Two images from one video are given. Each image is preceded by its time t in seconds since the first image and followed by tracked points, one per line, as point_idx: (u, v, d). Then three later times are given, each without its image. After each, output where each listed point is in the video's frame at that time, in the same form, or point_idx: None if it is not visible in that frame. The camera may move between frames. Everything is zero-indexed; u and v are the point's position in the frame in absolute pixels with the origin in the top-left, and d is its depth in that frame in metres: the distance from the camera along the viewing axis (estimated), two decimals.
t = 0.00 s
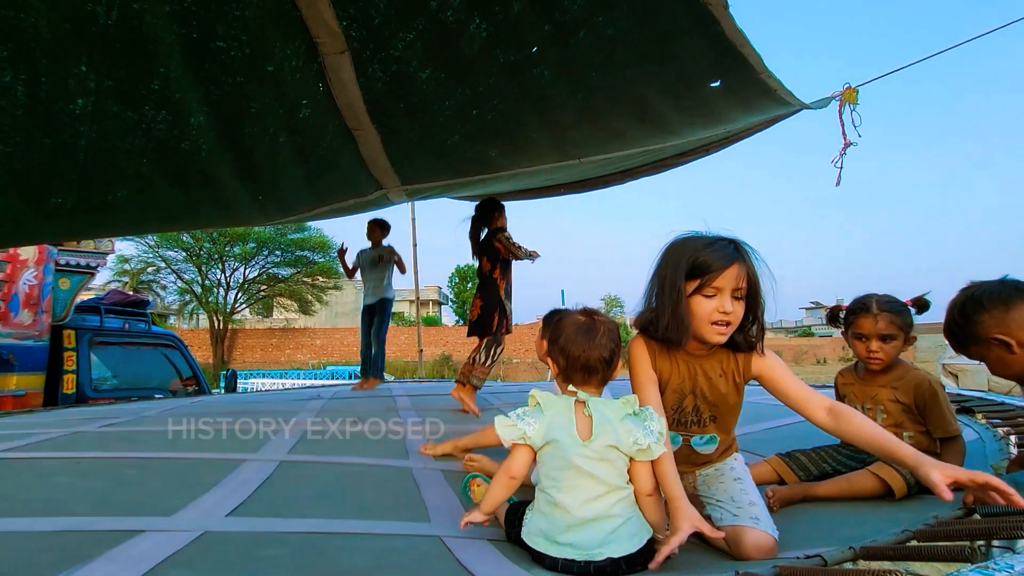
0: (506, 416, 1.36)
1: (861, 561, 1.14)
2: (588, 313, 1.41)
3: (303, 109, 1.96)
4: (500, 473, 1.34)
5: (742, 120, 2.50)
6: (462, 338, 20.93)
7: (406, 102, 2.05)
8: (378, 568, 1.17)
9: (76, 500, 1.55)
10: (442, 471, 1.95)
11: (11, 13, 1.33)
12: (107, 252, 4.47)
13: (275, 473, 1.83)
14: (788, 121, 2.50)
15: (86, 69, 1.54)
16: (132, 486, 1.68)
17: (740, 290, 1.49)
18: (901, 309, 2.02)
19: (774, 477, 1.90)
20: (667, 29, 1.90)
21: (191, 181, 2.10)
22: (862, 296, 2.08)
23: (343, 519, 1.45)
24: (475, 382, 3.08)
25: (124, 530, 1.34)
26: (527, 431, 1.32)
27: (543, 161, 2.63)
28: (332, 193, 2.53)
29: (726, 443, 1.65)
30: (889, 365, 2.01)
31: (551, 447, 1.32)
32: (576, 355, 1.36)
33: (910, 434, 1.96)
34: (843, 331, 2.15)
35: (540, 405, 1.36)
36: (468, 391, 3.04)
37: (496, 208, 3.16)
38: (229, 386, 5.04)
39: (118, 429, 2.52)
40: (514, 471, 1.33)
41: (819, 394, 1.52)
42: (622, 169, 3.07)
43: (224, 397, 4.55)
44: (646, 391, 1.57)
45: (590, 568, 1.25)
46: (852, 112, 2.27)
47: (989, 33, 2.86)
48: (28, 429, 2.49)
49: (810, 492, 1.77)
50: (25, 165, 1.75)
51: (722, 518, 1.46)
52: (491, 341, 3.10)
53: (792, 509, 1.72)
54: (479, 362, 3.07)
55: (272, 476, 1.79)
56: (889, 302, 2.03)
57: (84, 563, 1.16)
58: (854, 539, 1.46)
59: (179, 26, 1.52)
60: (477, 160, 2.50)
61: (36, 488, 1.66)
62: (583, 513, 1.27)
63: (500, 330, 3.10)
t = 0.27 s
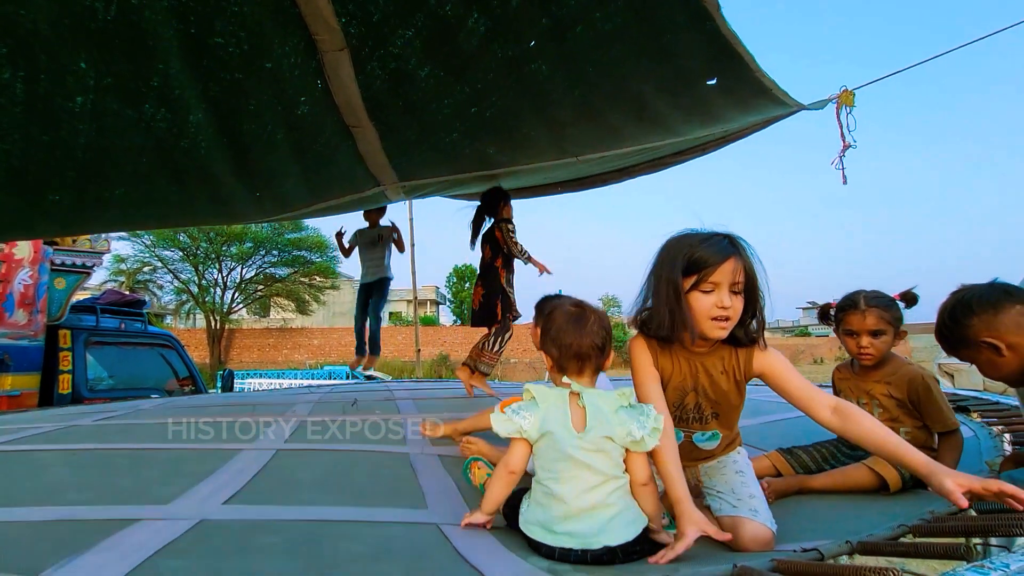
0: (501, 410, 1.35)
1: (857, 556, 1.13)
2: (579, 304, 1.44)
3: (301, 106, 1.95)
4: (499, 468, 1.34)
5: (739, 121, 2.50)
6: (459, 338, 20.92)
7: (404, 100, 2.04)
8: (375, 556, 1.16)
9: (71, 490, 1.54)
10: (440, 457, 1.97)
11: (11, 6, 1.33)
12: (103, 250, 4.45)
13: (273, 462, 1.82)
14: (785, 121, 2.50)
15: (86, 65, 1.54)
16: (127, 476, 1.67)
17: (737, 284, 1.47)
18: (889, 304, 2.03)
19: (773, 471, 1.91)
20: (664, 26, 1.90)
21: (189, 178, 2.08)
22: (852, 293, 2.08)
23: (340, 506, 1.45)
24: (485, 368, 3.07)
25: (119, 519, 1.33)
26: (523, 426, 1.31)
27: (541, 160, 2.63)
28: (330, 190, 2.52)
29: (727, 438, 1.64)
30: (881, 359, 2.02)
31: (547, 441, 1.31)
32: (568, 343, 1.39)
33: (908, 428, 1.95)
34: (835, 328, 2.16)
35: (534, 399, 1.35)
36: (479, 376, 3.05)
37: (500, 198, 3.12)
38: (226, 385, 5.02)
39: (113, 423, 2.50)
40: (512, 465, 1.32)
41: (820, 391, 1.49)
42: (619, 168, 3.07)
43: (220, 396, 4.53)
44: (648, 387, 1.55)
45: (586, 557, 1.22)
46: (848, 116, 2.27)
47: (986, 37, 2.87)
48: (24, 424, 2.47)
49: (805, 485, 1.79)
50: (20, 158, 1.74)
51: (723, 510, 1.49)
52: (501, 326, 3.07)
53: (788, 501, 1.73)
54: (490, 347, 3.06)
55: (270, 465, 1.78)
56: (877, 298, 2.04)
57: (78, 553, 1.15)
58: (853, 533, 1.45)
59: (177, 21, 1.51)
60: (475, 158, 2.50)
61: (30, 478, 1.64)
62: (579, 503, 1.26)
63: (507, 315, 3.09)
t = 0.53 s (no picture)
0: (496, 384, 1.35)
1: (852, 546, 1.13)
2: (570, 281, 1.44)
3: (295, 104, 1.93)
4: (496, 442, 1.34)
5: (734, 121, 2.49)
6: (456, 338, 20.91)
7: (400, 100, 2.03)
8: (371, 549, 1.16)
9: (63, 496, 1.53)
10: (434, 455, 1.96)
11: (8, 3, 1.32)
12: (97, 250, 4.42)
13: (267, 465, 1.81)
14: (779, 120, 2.50)
15: (81, 62, 1.53)
16: (121, 481, 1.66)
17: (743, 273, 1.44)
18: (877, 293, 2.02)
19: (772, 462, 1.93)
20: (660, 24, 1.90)
21: (185, 179, 2.07)
22: (840, 284, 2.07)
23: (335, 502, 1.44)
24: (502, 360, 3.11)
25: (112, 521, 1.32)
26: (518, 400, 1.32)
27: (537, 159, 2.62)
28: (326, 191, 2.51)
29: (727, 429, 1.66)
30: (872, 349, 2.02)
31: (543, 414, 1.31)
32: (560, 320, 1.38)
33: (901, 417, 1.96)
34: (826, 318, 2.16)
35: (530, 374, 1.35)
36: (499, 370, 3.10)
37: (512, 199, 3.15)
38: (221, 385, 5.00)
39: (105, 433, 2.48)
40: (510, 438, 1.33)
41: (827, 384, 1.43)
42: (615, 167, 3.07)
43: (215, 397, 4.51)
44: (653, 376, 1.52)
45: (582, 532, 1.22)
46: (841, 117, 2.27)
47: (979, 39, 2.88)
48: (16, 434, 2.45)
49: (801, 475, 1.80)
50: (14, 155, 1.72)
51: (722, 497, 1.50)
52: (508, 317, 3.13)
53: (784, 491, 1.74)
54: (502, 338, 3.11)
55: (264, 468, 1.77)
56: (865, 287, 2.03)
57: (71, 554, 1.14)
58: (851, 523, 1.45)
59: (170, 17, 1.50)
60: (472, 159, 2.49)
61: (22, 485, 1.63)
62: (575, 475, 1.27)
63: (513, 306, 3.13)
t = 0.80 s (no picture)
0: (495, 377, 1.34)
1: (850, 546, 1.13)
2: (569, 275, 1.44)
3: (291, 103, 1.92)
4: (493, 435, 1.33)
5: (731, 120, 2.49)
6: (455, 338, 20.90)
7: (398, 101, 2.03)
8: (368, 553, 1.16)
9: (58, 506, 1.52)
10: (430, 465, 1.94)
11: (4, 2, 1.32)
12: (94, 251, 4.40)
13: (262, 477, 1.80)
14: (775, 119, 2.50)
15: (76, 61, 1.53)
16: (117, 493, 1.65)
17: (748, 264, 1.45)
18: (874, 289, 2.02)
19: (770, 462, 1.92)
20: (658, 25, 1.90)
21: (181, 180, 2.06)
22: (837, 281, 2.07)
23: (333, 511, 1.44)
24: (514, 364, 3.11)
25: (107, 531, 1.31)
26: (518, 394, 1.31)
27: (536, 161, 2.61)
28: (324, 196, 2.50)
29: (730, 424, 1.66)
30: (871, 345, 2.03)
31: (543, 409, 1.31)
32: (561, 313, 1.39)
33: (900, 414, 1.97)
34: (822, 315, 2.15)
35: (529, 368, 1.35)
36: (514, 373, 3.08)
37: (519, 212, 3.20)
38: (218, 386, 4.99)
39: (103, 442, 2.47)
40: (507, 430, 1.32)
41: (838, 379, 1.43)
42: (613, 168, 3.07)
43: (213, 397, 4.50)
44: (654, 369, 1.52)
45: (580, 528, 1.23)
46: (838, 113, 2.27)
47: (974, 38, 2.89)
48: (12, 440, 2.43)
49: (795, 475, 1.80)
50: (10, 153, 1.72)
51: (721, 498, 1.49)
52: (513, 321, 3.13)
53: (781, 493, 1.74)
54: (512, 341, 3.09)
55: (260, 480, 1.76)
56: (862, 283, 2.04)
57: (66, 562, 1.14)
58: (848, 523, 1.46)
59: (166, 15, 1.50)
60: (471, 161, 2.48)
61: (17, 495, 1.62)
62: (575, 471, 1.27)
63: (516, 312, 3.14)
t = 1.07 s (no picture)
0: (495, 403, 1.32)
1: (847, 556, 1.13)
2: (570, 295, 1.42)
3: (287, 102, 1.92)
4: (489, 459, 1.32)
5: (729, 119, 2.49)
6: (453, 338, 20.90)
7: (395, 102, 2.03)
8: (366, 564, 1.15)
9: (54, 506, 1.52)
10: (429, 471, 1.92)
11: None
12: (92, 250, 4.41)
13: (260, 479, 1.79)
14: (773, 116, 2.50)
15: (68, 59, 1.52)
16: (114, 492, 1.65)
17: (758, 262, 1.44)
18: (872, 297, 2.04)
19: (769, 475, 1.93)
20: (655, 26, 1.90)
21: (179, 182, 2.05)
22: (835, 288, 2.09)
23: (331, 518, 1.43)
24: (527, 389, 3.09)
25: (103, 534, 1.31)
26: (519, 422, 1.29)
27: (535, 163, 2.61)
28: (323, 199, 2.49)
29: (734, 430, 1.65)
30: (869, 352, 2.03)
31: (545, 437, 1.29)
32: (564, 335, 1.37)
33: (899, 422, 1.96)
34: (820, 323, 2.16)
35: (530, 394, 1.33)
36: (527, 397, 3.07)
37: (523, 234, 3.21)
38: (216, 385, 4.98)
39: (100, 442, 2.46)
40: (505, 456, 1.31)
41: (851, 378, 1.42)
42: (612, 170, 3.07)
43: (210, 397, 4.49)
44: (659, 373, 1.52)
45: (581, 555, 1.23)
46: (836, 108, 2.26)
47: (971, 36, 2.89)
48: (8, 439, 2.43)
49: (795, 488, 1.81)
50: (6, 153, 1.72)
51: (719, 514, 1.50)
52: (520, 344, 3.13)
53: (780, 504, 1.75)
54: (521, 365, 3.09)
55: (260, 481, 1.76)
56: (860, 291, 2.05)
57: (62, 566, 1.13)
58: (845, 533, 1.46)
59: (161, 13, 1.49)
60: (469, 163, 2.48)
61: (12, 495, 1.62)
62: (576, 501, 1.27)
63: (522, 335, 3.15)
